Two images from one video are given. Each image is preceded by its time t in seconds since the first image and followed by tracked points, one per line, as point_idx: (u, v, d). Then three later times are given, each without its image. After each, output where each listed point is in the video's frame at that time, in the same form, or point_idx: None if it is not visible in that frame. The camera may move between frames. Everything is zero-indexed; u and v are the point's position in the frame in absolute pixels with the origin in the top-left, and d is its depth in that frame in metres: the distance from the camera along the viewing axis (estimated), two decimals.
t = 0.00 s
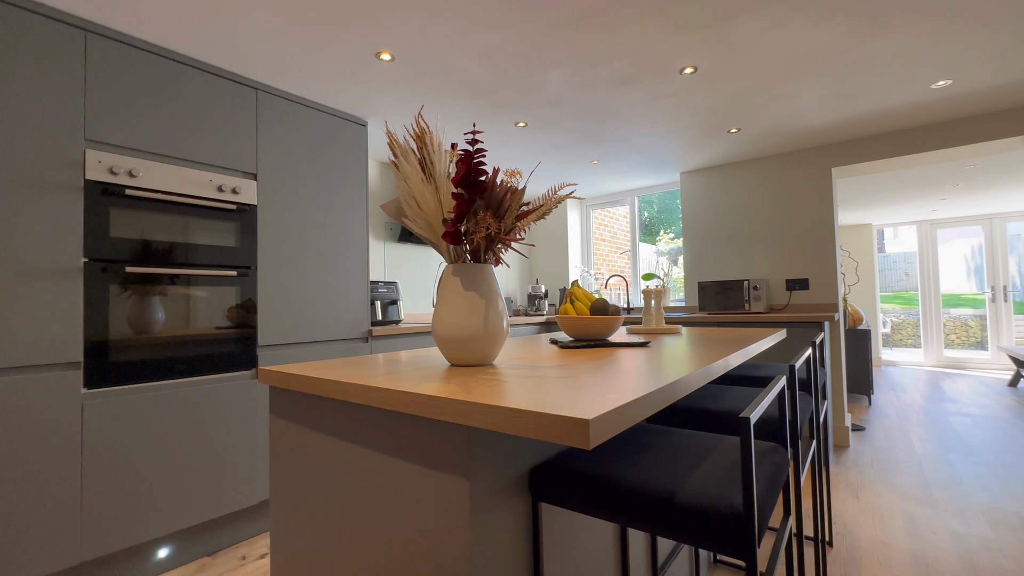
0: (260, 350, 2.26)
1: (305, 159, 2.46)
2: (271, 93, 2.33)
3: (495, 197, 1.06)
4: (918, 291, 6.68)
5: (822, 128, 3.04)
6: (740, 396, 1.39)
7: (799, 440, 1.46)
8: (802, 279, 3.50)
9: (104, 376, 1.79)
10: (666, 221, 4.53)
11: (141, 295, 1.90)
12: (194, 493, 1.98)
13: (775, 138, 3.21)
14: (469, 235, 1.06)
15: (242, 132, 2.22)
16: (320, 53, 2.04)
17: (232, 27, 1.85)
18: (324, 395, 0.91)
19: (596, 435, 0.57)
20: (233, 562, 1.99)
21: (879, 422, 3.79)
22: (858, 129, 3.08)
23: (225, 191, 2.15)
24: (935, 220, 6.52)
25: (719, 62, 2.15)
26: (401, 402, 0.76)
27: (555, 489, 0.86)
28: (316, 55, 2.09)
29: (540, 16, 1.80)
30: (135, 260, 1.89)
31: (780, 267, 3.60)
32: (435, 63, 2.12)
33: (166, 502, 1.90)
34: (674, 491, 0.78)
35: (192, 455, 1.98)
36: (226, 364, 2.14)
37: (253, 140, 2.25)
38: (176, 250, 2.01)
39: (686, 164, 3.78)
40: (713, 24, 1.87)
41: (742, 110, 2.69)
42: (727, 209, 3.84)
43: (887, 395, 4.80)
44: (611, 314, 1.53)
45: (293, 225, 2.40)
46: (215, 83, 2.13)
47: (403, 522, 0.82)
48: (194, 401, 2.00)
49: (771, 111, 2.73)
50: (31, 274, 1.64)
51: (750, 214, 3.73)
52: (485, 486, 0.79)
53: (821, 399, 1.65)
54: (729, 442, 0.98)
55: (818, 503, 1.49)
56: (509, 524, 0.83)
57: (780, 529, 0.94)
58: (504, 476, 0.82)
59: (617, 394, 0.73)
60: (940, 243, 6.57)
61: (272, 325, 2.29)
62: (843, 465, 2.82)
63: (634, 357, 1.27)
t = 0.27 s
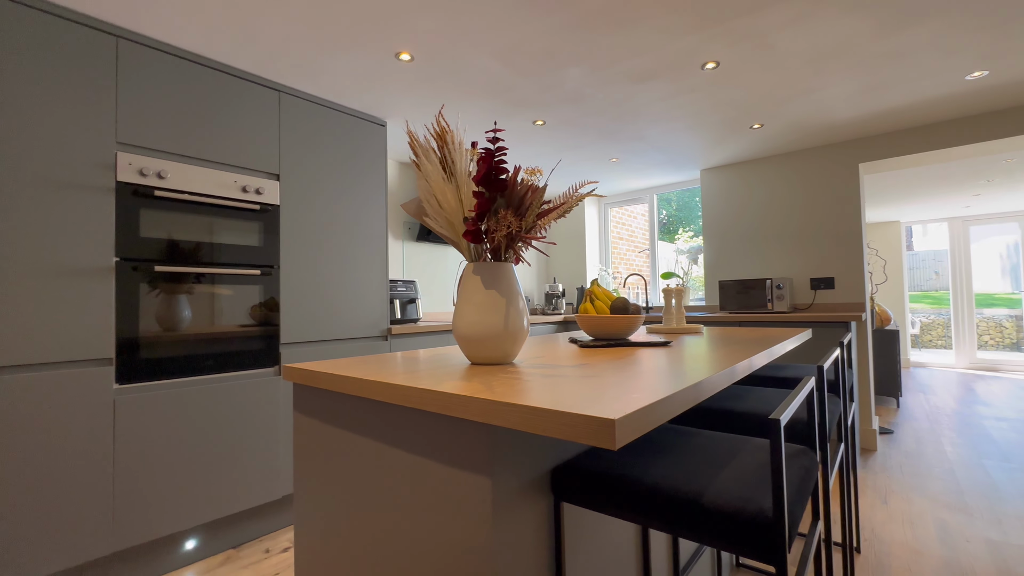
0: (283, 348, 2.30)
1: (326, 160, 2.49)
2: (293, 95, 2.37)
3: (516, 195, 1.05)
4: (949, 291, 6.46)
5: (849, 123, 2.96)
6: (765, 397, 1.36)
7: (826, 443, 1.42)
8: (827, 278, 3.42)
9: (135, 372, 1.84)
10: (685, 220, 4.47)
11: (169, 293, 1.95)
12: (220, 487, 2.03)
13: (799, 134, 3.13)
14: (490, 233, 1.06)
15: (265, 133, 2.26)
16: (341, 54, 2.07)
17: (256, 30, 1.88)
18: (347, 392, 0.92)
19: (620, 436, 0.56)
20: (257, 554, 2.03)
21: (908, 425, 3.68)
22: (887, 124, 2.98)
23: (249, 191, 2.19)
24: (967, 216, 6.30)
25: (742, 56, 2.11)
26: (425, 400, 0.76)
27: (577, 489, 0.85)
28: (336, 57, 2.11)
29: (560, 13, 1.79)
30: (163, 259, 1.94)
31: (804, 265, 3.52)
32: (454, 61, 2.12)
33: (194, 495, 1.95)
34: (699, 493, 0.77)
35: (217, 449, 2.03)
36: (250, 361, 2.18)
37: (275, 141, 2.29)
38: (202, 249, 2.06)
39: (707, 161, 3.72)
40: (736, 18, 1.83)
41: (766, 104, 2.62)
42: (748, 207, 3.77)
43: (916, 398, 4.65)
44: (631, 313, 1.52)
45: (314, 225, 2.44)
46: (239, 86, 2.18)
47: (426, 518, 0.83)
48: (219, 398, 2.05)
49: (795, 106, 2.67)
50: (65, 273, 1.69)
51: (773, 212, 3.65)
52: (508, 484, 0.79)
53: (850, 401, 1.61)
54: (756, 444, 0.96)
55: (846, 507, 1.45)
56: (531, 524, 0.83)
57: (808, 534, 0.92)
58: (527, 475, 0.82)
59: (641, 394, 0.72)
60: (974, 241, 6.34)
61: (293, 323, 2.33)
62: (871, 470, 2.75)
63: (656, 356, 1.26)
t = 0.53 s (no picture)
0: (303, 345, 2.34)
1: (344, 159, 2.52)
2: (313, 95, 2.40)
3: (536, 192, 1.04)
4: (981, 290, 6.23)
5: (876, 117, 2.87)
6: (790, 397, 1.33)
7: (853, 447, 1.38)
8: (852, 277, 3.33)
9: (162, 368, 1.89)
10: (704, 217, 4.40)
11: (194, 291, 1.99)
12: (243, 481, 2.07)
13: (824, 128, 3.05)
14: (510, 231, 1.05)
15: (286, 134, 2.30)
16: (361, 54, 2.09)
17: (277, 31, 1.91)
18: (369, 389, 0.93)
19: (646, 436, 0.55)
20: (279, 548, 2.07)
21: (938, 428, 3.56)
22: (916, 117, 2.90)
23: (271, 191, 2.23)
24: (1001, 213, 6.06)
25: (765, 50, 2.06)
26: (447, 398, 0.77)
27: (599, 489, 0.85)
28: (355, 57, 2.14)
29: (579, 9, 1.78)
30: (188, 258, 1.98)
31: (828, 263, 3.44)
32: (472, 59, 2.13)
33: (218, 489, 2.00)
34: (726, 495, 0.75)
35: (240, 444, 2.07)
36: (272, 358, 2.22)
37: (296, 142, 2.33)
38: (225, 248, 2.10)
39: (727, 157, 3.65)
40: (759, 10, 1.79)
41: (789, 99, 2.57)
42: (769, 204, 3.69)
43: (945, 400, 4.50)
44: (651, 312, 1.51)
45: (333, 224, 2.47)
46: (261, 88, 2.21)
47: (445, 515, 0.83)
48: (243, 393, 2.09)
49: (821, 100, 2.60)
50: (96, 272, 1.75)
51: (795, 209, 3.57)
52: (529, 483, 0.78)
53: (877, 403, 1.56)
54: (782, 445, 0.94)
55: (873, 512, 1.41)
56: (551, 522, 0.82)
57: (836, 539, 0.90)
58: (548, 473, 0.82)
59: (665, 393, 0.71)
60: (1007, 238, 6.10)
61: (313, 321, 2.37)
62: (899, 474, 2.67)
63: (676, 356, 1.24)
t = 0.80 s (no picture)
0: (322, 342, 2.37)
1: (362, 158, 2.54)
2: (332, 95, 2.43)
3: (557, 190, 1.03)
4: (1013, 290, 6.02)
5: (903, 111, 2.79)
6: (815, 399, 1.30)
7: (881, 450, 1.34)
8: (878, 275, 3.24)
9: (186, 364, 1.93)
10: (722, 215, 4.33)
11: (216, 289, 2.03)
12: (265, 475, 2.11)
13: (849, 123, 2.97)
14: (530, 228, 1.04)
15: (306, 134, 2.32)
16: (379, 53, 2.10)
17: (297, 32, 1.93)
18: (390, 386, 0.93)
19: (673, 437, 0.54)
20: (299, 542, 2.10)
21: (968, 432, 3.45)
22: (946, 110, 2.80)
23: (291, 190, 2.26)
24: None
25: (789, 42, 2.01)
26: (469, 396, 0.77)
27: (620, 489, 0.84)
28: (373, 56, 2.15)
29: (597, 4, 1.76)
30: (211, 256, 2.02)
31: (853, 262, 3.35)
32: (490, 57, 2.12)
33: (240, 483, 2.03)
34: (753, 499, 0.74)
35: (261, 439, 2.10)
36: (292, 355, 2.26)
37: (315, 141, 2.35)
38: (246, 247, 2.13)
39: (747, 153, 3.58)
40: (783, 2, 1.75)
41: (813, 93, 2.51)
42: (790, 201, 3.62)
43: (975, 402, 4.36)
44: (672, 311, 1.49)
45: (351, 222, 2.49)
46: (281, 88, 2.24)
47: (467, 514, 0.83)
48: (263, 390, 2.12)
49: (846, 93, 2.53)
50: (124, 270, 1.79)
51: (818, 206, 3.49)
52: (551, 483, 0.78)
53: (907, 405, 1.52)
54: (810, 447, 0.92)
55: (903, 518, 1.37)
56: (573, 523, 0.81)
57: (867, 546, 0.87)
58: (569, 473, 0.81)
59: (691, 393, 0.70)
60: None
61: (332, 319, 2.40)
62: (927, 478, 2.59)
63: (697, 355, 1.22)
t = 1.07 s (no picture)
0: (341, 340, 2.40)
1: (380, 156, 2.56)
2: (350, 94, 2.45)
3: (577, 187, 1.02)
4: None
5: (933, 104, 2.70)
6: (843, 400, 1.27)
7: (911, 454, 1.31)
8: (905, 274, 3.15)
9: (209, 360, 1.97)
10: (741, 212, 4.26)
11: (238, 286, 2.06)
12: (285, 470, 2.14)
13: (875, 117, 2.89)
14: (550, 226, 1.04)
15: (325, 133, 2.34)
16: (398, 52, 2.11)
17: (317, 31, 1.95)
18: (411, 384, 0.94)
19: (702, 439, 0.53)
20: (319, 536, 2.13)
21: (999, 436, 3.34)
22: (979, 103, 2.71)
23: (311, 189, 2.28)
24: None
25: (815, 35, 1.96)
26: (490, 395, 0.77)
27: (644, 491, 0.82)
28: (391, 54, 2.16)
29: None
30: (233, 254, 2.06)
31: (878, 260, 3.27)
32: (507, 54, 2.12)
33: (262, 477, 2.07)
34: (784, 503, 0.72)
35: (281, 435, 2.13)
36: (310, 352, 2.28)
37: (333, 140, 2.37)
38: (266, 245, 2.16)
39: (769, 149, 3.51)
40: None
41: (838, 86, 2.44)
42: (812, 198, 3.54)
43: (1007, 405, 4.23)
44: (692, 309, 1.47)
45: (369, 222, 2.51)
46: (301, 88, 2.27)
47: (487, 511, 0.82)
48: (283, 386, 2.15)
49: (874, 87, 2.46)
50: (149, 268, 1.83)
51: (841, 203, 3.42)
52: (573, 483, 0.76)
53: (938, 408, 1.47)
54: (840, 450, 0.89)
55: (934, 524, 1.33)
56: (595, 524, 0.80)
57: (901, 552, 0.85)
58: (592, 473, 0.80)
59: (718, 393, 0.68)
60: None
61: (350, 317, 2.42)
62: (957, 484, 2.51)
63: (719, 354, 1.20)
